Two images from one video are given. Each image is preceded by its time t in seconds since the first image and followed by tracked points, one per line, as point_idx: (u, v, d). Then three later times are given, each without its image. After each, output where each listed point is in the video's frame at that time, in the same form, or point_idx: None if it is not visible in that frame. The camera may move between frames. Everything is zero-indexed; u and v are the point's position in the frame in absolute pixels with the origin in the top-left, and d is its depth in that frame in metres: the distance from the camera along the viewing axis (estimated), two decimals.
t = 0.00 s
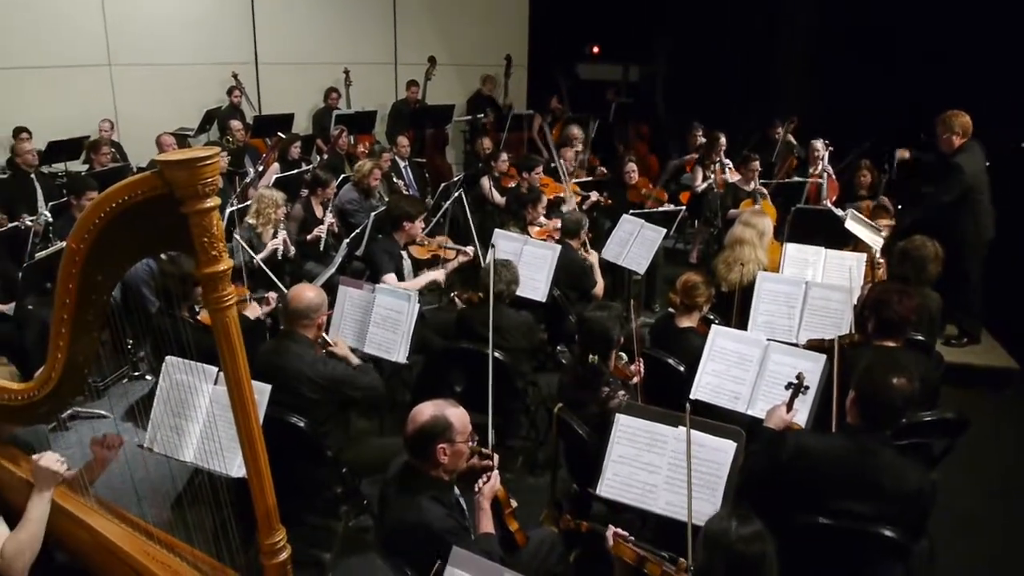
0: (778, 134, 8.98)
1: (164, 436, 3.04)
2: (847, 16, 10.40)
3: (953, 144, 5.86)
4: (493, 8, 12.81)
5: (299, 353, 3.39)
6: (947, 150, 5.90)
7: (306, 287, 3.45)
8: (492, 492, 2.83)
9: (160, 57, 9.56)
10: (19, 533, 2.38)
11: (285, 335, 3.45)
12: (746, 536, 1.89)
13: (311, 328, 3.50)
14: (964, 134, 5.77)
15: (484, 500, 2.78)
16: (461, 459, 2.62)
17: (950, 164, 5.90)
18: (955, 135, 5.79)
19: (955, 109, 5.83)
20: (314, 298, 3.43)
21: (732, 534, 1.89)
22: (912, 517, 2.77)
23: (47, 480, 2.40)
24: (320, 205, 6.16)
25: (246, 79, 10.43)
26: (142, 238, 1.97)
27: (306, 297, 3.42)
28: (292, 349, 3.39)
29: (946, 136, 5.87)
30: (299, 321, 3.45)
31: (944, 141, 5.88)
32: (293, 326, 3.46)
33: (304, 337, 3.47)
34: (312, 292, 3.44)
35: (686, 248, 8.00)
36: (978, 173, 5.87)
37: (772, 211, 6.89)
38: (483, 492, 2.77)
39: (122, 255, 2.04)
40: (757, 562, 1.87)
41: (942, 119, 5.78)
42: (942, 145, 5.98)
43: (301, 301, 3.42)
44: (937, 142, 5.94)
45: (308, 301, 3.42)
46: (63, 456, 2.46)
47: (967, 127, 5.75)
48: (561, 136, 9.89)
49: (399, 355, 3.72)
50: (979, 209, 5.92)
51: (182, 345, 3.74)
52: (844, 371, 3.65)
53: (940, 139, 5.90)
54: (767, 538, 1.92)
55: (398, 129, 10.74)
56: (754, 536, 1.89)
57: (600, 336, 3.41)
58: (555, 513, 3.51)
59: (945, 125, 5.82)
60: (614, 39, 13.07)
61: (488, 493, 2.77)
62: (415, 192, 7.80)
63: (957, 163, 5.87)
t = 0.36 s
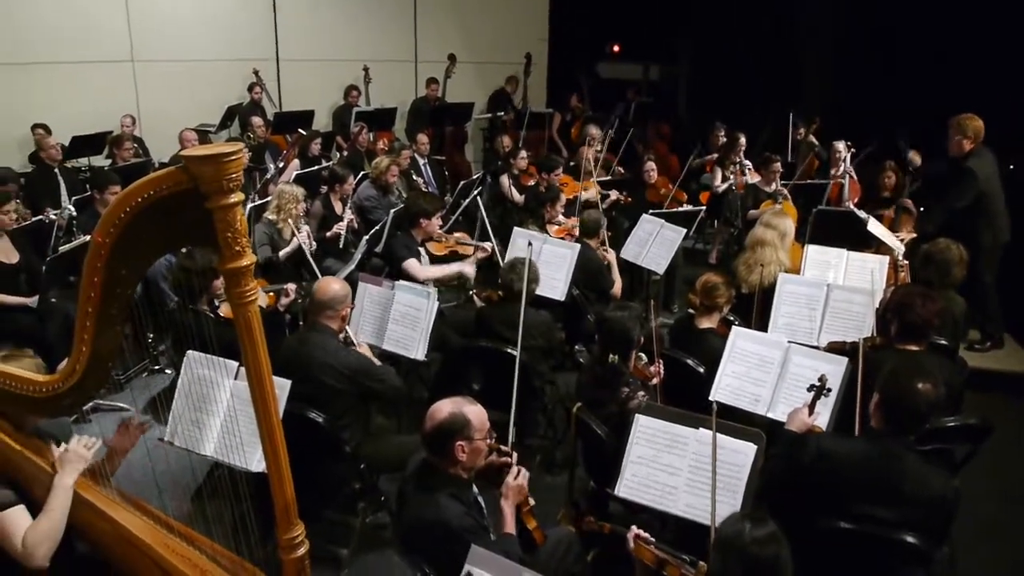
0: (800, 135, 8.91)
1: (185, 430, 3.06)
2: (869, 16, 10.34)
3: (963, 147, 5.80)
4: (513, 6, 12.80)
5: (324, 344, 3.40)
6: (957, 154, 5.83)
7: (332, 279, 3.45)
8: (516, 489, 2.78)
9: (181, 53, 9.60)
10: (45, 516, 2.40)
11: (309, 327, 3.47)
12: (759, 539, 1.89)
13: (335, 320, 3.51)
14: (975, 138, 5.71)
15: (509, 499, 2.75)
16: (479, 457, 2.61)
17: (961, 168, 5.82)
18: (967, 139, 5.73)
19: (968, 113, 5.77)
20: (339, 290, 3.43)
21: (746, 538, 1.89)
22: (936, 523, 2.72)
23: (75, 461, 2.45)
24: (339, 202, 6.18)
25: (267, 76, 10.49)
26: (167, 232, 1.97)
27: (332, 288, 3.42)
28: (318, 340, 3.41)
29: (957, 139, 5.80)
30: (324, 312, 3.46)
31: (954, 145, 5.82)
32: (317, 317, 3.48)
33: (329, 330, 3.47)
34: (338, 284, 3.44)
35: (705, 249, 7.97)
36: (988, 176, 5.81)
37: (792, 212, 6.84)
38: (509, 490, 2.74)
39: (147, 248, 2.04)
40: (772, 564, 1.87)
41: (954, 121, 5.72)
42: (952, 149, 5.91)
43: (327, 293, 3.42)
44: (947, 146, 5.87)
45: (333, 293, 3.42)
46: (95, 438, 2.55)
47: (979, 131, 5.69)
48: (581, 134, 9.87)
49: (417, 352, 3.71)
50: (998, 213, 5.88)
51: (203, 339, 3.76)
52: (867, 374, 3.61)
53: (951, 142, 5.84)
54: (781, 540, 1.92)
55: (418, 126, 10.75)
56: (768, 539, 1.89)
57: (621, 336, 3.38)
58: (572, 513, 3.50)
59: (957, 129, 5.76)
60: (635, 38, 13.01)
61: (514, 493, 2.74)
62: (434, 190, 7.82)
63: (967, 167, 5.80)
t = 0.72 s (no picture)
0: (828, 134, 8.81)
1: (210, 424, 3.09)
2: (898, 15, 10.21)
3: (996, 150, 5.70)
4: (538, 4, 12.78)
5: (350, 340, 3.42)
6: (990, 157, 5.75)
7: (358, 276, 3.49)
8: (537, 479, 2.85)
9: (208, 50, 9.69)
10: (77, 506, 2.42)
11: (336, 323, 3.48)
12: (779, 545, 1.90)
13: (362, 316, 3.54)
14: (1008, 140, 5.61)
15: (533, 486, 2.80)
16: (503, 455, 2.57)
17: (998, 169, 5.73)
18: (999, 141, 5.64)
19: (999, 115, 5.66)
20: (366, 287, 3.47)
21: (766, 544, 1.89)
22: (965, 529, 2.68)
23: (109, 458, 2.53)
24: (364, 199, 6.20)
25: (293, 73, 10.55)
26: (197, 227, 1.97)
27: (358, 285, 3.46)
28: (344, 336, 3.42)
29: (989, 142, 5.71)
30: (351, 308, 3.49)
31: (986, 147, 5.73)
32: (344, 313, 3.50)
33: (355, 325, 3.50)
34: (364, 281, 3.48)
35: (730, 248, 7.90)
36: None
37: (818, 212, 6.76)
38: (529, 475, 2.77)
39: (176, 243, 2.05)
40: (793, 568, 1.87)
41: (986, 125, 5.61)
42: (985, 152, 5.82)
43: (354, 289, 3.46)
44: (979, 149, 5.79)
45: (360, 290, 3.46)
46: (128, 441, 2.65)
47: (1011, 133, 5.60)
48: (605, 132, 9.84)
49: (441, 349, 3.72)
50: None
51: (229, 334, 3.78)
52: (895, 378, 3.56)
53: (983, 145, 5.75)
54: (802, 545, 1.92)
55: (442, 124, 10.78)
56: (789, 545, 1.90)
57: (645, 335, 3.42)
58: (594, 513, 3.48)
59: (989, 131, 5.66)
60: (660, 36, 12.94)
61: (535, 477, 2.77)
62: (458, 187, 7.83)
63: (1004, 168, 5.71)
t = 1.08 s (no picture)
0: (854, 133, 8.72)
1: (234, 419, 3.11)
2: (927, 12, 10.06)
3: None
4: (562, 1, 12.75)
5: (373, 336, 3.43)
6: None
7: (381, 273, 3.50)
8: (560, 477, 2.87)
9: (233, 48, 9.75)
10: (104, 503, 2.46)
11: (359, 320, 3.50)
12: (799, 546, 1.88)
13: (385, 313, 3.55)
14: None
15: (555, 485, 2.81)
16: (526, 453, 2.55)
17: None
18: None
19: None
20: (388, 284, 3.48)
21: (787, 546, 1.88)
22: (994, 534, 2.61)
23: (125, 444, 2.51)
24: (388, 196, 6.23)
25: (317, 70, 10.61)
26: (223, 223, 1.98)
27: (381, 282, 3.47)
28: (367, 333, 3.44)
29: None
30: (373, 305, 3.50)
31: None
32: (367, 310, 3.51)
33: (378, 322, 3.51)
34: (387, 278, 3.49)
35: (754, 247, 7.84)
36: None
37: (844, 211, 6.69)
38: (553, 473, 2.76)
39: (202, 238, 2.05)
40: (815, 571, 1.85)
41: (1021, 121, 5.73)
42: None
43: (376, 286, 3.47)
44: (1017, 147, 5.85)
45: (382, 286, 3.47)
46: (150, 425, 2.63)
47: None
48: (628, 129, 9.80)
49: (463, 346, 3.73)
50: None
51: (253, 331, 3.80)
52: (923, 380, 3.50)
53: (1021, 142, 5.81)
54: (824, 547, 1.89)
55: (465, 121, 10.79)
56: (810, 546, 1.88)
57: (669, 334, 3.38)
58: (615, 512, 3.46)
59: None
60: (684, 33, 12.87)
61: (558, 476, 2.77)
62: (480, 184, 7.84)
63: None
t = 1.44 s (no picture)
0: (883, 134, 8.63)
1: (259, 411, 3.13)
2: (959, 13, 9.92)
3: None
4: None
5: (398, 332, 3.45)
6: None
7: (407, 269, 3.50)
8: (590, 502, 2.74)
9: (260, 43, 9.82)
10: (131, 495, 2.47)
11: (384, 315, 3.51)
12: (825, 552, 1.86)
13: (411, 309, 3.56)
14: None
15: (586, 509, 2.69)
16: (551, 451, 2.55)
17: None
18: None
19: None
20: (415, 280, 3.48)
21: (812, 552, 1.86)
22: None
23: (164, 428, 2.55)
24: (414, 192, 6.25)
25: (344, 66, 10.66)
26: (252, 218, 1.98)
27: (407, 278, 3.47)
28: (392, 328, 3.45)
29: None
30: (399, 301, 3.51)
31: None
32: (392, 306, 3.53)
33: (403, 318, 3.52)
34: (413, 274, 3.49)
35: (780, 248, 7.77)
36: None
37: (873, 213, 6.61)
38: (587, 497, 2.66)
39: (231, 233, 2.06)
40: None
41: None
42: None
43: (403, 282, 3.47)
44: None
45: (409, 283, 3.46)
46: (175, 418, 2.68)
47: None
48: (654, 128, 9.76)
49: (487, 343, 3.72)
50: None
51: (279, 325, 3.82)
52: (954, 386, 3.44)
53: None
54: (851, 554, 1.87)
55: (490, 118, 10.80)
56: (835, 553, 1.86)
57: (693, 336, 3.30)
58: (638, 512, 3.44)
59: None
60: (711, 32, 12.79)
61: (593, 501, 2.66)
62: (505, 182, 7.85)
63: None
